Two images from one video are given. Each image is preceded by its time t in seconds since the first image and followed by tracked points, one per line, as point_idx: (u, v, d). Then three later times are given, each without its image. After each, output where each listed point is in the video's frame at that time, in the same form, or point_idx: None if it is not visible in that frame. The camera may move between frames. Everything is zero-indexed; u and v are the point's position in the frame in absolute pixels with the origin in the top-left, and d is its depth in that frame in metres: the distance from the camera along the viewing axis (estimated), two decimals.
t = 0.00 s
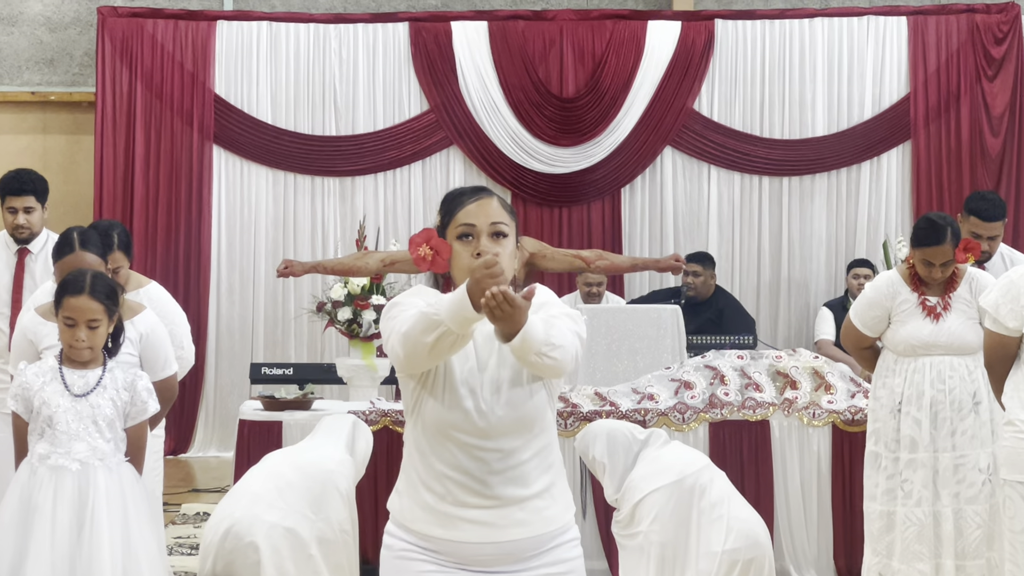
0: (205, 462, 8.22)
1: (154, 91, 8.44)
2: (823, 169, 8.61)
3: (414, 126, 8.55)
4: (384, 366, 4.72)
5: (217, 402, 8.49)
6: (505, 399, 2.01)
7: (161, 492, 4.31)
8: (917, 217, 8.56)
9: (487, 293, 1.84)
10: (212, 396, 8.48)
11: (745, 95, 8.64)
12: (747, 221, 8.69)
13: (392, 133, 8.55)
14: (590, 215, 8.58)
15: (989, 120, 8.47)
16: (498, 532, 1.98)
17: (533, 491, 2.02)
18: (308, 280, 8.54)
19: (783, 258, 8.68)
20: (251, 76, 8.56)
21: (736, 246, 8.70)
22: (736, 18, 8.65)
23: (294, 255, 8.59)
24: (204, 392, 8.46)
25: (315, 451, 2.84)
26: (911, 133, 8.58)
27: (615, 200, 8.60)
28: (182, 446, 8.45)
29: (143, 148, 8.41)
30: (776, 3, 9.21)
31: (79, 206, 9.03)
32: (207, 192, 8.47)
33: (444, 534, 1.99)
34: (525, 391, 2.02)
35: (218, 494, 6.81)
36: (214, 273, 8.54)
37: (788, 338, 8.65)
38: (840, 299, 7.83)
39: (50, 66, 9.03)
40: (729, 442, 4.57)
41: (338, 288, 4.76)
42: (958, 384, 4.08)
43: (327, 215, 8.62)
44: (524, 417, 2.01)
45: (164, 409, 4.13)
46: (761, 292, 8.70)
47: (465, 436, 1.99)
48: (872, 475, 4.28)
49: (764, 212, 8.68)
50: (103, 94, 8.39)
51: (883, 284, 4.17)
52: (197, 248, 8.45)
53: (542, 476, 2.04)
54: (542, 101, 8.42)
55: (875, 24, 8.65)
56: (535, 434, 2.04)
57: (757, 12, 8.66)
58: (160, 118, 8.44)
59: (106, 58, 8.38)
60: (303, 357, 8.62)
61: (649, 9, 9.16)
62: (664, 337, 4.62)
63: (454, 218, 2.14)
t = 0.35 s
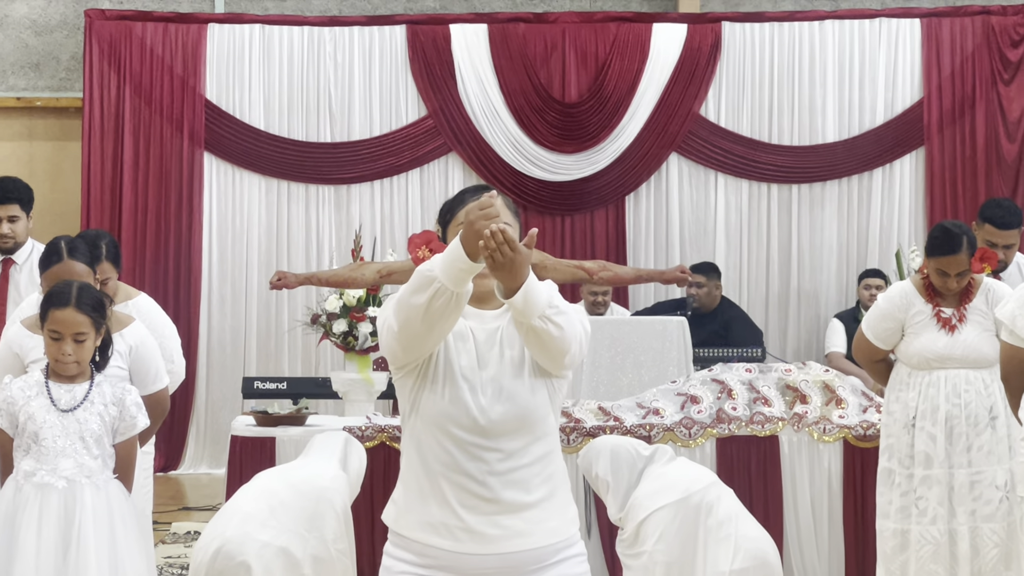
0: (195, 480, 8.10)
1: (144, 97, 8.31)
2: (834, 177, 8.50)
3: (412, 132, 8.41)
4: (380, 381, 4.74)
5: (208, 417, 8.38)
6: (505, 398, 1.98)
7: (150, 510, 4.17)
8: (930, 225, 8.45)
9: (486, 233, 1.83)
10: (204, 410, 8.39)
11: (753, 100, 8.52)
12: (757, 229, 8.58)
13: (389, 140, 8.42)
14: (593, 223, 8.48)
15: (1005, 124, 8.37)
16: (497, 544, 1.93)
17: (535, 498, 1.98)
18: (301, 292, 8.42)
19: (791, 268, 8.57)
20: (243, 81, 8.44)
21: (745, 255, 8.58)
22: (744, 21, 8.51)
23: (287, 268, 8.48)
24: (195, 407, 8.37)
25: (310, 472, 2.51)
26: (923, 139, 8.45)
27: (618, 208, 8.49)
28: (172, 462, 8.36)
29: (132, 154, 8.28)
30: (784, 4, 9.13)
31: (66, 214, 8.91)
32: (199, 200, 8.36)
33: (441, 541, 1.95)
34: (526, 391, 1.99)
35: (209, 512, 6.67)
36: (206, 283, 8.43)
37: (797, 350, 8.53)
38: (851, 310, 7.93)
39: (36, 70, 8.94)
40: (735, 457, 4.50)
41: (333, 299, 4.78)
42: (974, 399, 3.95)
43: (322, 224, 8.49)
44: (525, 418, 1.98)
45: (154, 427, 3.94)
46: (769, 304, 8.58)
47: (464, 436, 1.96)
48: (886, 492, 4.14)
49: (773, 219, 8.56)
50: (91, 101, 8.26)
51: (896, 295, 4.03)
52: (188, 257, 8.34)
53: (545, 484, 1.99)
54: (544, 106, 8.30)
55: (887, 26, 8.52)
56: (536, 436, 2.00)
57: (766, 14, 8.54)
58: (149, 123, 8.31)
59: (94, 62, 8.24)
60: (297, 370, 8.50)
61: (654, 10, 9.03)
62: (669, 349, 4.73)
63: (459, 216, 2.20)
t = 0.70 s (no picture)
0: (189, 495, 8.01)
1: (135, 105, 8.25)
2: (840, 186, 8.41)
3: (410, 140, 8.33)
4: (377, 395, 4.71)
5: (202, 433, 8.29)
6: (519, 411, 2.03)
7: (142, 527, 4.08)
8: (939, 234, 8.36)
9: (513, 211, 1.83)
10: (197, 425, 8.28)
11: (757, 107, 8.44)
12: (761, 237, 8.50)
13: (384, 148, 8.34)
14: (595, 233, 8.37)
15: (1015, 131, 8.30)
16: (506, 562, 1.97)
17: (547, 513, 2.03)
18: (297, 303, 8.35)
19: (797, 280, 8.47)
20: (237, 88, 8.37)
21: (749, 265, 8.49)
22: (748, 26, 8.43)
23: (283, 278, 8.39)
24: (188, 420, 8.27)
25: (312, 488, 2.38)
26: (932, 146, 8.37)
27: (620, 217, 8.39)
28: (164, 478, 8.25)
29: (123, 164, 8.21)
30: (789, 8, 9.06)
31: (54, 222, 8.81)
32: (192, 209, 8.28)
33: (455, 557, 1.98)
34: (540, 405, 2.05)
35: (203, 528, 6.59)
36: (199, 293, 8.34)
37: (803, 363, 8.44)
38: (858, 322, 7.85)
39: (26, 78, 8.88)
40: (740, 471, 4.50)
41: (329, 310, 4.76)
42: (984, 413, 3.87)
43: (318, 235, 8.41)
44: (539, 431, 2.03)
45: (147, 441, 3.84)
46: (774, 316, 8.50)
47: (479, 448, 2.00)
48: (894, 508, 4.03)
49: (777, 227, 8.49)
50: (82, 108, 8.21)
51: (905, 307, 3.94)
52: (180, 267, 8.26)
53: (557, 499, 2.05)
54: (544, 114, 8.22)
55: (895, 31, 8.44)
56: (548, 451, 2.06)
57: (771, 19, 8.45)
58: (141, 132, 8.25)
59: (85, 67, 8.19)
60: (292, 384, 8.40)
61: (656, 15, 8.94)
62: (673, 361, 4.58)
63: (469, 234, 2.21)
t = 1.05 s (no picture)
0: (180, 509, 7.93)
1: (125, 112, 8.20)
2: (841, 194, 8.35)
3: (406, 147, 8.27)
4: (371, 406, 4.67)
5: (193, 445, 8.22)
6: (558, 424, 1.99)
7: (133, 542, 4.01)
8: (943, 242, 8.30)
9: (560, 219, 1.78)
10: (188, 438, 8.22)
11: (758, 114, 8.38)
12: (761, 245, 8.43)
13: (378, 155, 8.28)
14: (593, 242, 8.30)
15: (1020, 138, 8.24)
16: None
17: (585, 529, 1.98)
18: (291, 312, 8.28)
19: (798, 289, 8.40)
20: (229, 94, 8.31)
21: (749, 274, 8.41)
22: (748, 32, 8.37)
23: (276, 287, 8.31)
24: (180, 433, 8.21)
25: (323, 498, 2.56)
26: (935, 153, 8.31)
27: (617, 225, 8.31)
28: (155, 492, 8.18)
29: (113, 172, 8.17)
30: (791, 13, 9.02)
31: (42, 231, 8.77)
32: (183, 217, 8.22)
33: (489, 572, 1.93)
34: (579, 418, 2.01)
35: (194, 543, 6.51)
36: (190, 304, 8.27)
37: (804, 374, 8.36)
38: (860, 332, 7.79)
39: (14, 84, 8.83)
40: (740, 485, 4.46)
41: (323, 321, 4.80)
42: (990, 424, 3.80)
43: (313, 244, 8.35)
44: (577, 444, 1.99)
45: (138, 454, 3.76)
46: (775, 326, 8.42)
47: (516, 462, 1.96)
48: (898, 521, 3.96)
49: (777, 234, 8.42)
50: (71, 115, 8.15)
51: (908, 316, 3.87)
52: (172, 275, 8.20)
53: (593, 514, 2.01)
54: (542, 121, 8.15)
55: (897, 37, 8.39)
56: (586, 465, 2.02)
57: (772, 25, 8.39)
58: (130, 138, 8.20)
59: (74, 74, 8.14)
60: (285, 396, 8.33)
61: (655, 21, 8.88)
62: (673, 373, 4.63)
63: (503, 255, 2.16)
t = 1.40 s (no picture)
0: (173, 516, 7.92)
1: (117, 117, 8.19)
2: (836, 198, 8.34)
3: (399, 152, 8.26)
4: (364, 412, 4.89)
5: (185, 452, 8.20)
6: (617, 431, 2.02)
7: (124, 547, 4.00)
8: (937, 248, 8.29)
9: (623, 230, 1.84)
10: (181, 444, 8.20)
11: (752, 118, 8.37)
12: (756, 249, 8.42)
13: (371, 160, 8.27)
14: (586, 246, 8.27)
15: (1014, 143, 8.23)
16: None
17: (646, 535, 2.02)
18: (283, 317, 8.27)
19: (792, 294, 8.40)
20: (221, 98, 8.30)
21: (745, 278, 8.40)
22: (742, 36, 8.36)
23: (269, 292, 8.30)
24: (173, 440, 8.19)
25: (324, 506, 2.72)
26: (930, 158, 8.29)
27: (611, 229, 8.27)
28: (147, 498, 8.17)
29: (105, 176, 8.16)
30: (784, 18, 9.02)
31: (34, 236, 8.77)
32: (175, 222, 8.22)
33: None
34: (638, 426, 2.04)
35: (187, 549, 6.51)
36: (183, 310, 8.26)
37: (798, 379, 8.37)
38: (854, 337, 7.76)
39: (8, 88, 8.85)
40: (735, 490, 4.83)
41: (316, 326, 4.99)
42: (985, 430, 3.78)
43: (306, 249, 8.33)
44: (637, 451, 2.03)
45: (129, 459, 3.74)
46: (770, 331, 8.40)
47: (578, 470, 2.00)
48: (893, 526, 3.95)
49: (772, 239, 8.40)
50: (63, 120, 8.15)
51: (904, 321, 3.85)
52: (164, 280, 8.19)
53: (654, 521, 2.05)
54: (535, 125, 8.14)
55: (892, 41, 8.38)
56: (646, 472, 2.05)
57: (765, 29, 8.38)
58: (122, 142, 8.19)
59: (66, 80, 8.14)
60: (278, 402, 8.31)
61: (649, 24, 8.86)
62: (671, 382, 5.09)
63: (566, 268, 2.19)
